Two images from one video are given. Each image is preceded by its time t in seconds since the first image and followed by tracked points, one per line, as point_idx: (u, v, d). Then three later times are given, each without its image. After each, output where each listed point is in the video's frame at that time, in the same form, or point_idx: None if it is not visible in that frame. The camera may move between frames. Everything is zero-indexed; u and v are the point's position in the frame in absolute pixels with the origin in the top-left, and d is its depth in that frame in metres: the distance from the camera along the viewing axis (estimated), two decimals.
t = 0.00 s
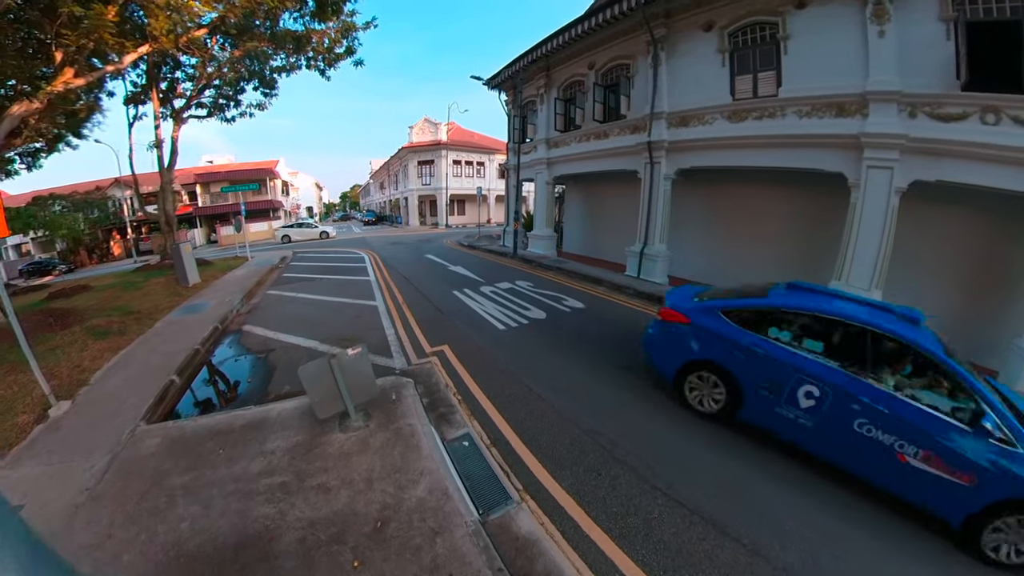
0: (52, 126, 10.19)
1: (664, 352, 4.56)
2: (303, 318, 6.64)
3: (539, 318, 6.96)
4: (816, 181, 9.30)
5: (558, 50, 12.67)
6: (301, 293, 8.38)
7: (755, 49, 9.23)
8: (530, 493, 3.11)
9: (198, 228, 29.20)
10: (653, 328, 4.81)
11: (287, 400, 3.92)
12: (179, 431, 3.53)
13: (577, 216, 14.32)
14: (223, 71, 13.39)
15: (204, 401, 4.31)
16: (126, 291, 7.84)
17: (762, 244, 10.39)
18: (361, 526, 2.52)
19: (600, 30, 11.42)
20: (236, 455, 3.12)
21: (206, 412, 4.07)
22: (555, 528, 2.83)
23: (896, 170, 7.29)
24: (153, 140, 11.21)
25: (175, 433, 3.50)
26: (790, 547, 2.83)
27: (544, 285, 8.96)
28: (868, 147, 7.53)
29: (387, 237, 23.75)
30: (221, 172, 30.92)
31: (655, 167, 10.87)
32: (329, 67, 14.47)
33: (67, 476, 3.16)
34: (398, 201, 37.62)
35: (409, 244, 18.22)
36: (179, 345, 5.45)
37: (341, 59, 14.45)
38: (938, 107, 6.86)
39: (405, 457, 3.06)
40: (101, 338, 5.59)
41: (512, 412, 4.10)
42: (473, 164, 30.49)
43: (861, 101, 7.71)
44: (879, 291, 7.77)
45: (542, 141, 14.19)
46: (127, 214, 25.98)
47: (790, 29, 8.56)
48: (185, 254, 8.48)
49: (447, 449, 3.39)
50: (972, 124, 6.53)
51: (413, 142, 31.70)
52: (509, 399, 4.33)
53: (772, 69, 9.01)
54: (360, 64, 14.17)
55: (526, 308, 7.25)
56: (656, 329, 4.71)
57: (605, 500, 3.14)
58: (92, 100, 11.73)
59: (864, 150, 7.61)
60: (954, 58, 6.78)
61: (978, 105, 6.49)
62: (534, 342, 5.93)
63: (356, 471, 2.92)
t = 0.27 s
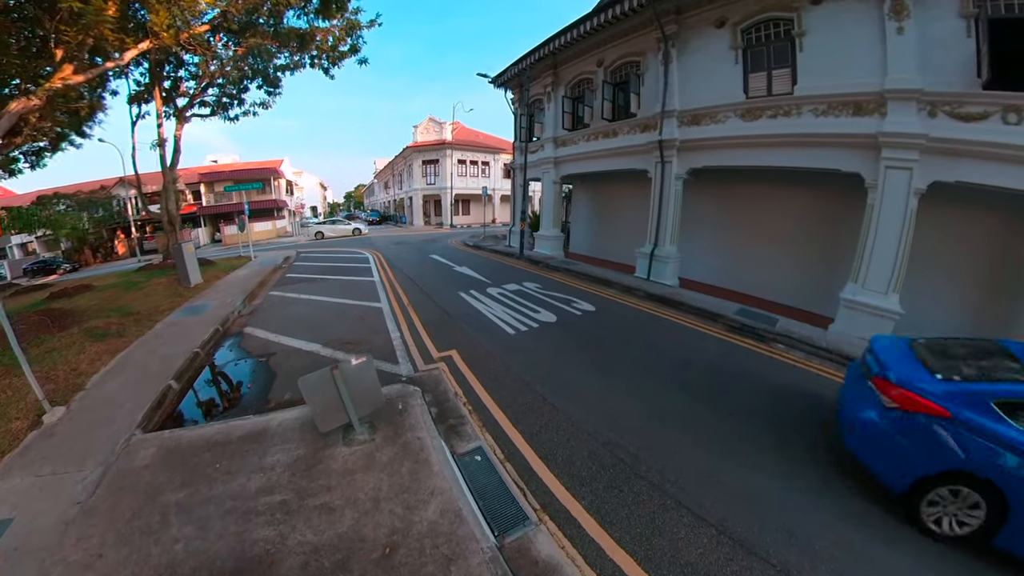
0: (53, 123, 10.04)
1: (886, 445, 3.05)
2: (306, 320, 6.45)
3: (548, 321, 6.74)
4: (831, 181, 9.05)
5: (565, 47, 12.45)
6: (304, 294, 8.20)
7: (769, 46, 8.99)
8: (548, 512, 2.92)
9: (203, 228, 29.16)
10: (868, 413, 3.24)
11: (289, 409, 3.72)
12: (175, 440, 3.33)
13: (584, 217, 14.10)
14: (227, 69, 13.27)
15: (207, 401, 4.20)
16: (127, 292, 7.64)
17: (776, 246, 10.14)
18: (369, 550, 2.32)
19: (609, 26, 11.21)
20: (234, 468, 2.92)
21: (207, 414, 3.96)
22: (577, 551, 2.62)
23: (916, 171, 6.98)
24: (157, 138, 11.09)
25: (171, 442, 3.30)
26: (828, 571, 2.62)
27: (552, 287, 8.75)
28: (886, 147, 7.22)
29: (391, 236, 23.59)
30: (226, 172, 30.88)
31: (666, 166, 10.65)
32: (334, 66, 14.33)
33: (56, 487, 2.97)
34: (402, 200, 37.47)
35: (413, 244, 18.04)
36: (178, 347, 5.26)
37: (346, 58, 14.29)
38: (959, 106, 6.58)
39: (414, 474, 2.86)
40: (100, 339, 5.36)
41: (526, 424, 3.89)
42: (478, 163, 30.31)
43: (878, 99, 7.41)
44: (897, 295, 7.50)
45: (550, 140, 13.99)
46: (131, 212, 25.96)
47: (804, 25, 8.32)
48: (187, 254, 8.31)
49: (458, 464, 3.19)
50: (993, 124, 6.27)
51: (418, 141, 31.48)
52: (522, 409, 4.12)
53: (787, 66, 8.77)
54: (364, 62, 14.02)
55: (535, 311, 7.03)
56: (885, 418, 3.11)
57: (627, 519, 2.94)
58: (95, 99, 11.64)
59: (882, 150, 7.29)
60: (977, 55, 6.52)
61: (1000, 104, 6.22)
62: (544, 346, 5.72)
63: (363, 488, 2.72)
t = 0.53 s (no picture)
0: (54, 122, 9.92)
1: None
2: (309, 322, 6.25)
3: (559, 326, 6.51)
4: (849, 182, 8.80)
5: (573, 45, 12.23)
6: (308, 296, 8.00)
7: (785, 43, 8.74)
8: (571, 536, 2.71)
9: (206, 228, 29.06)
10: None
11: (292, 420, 3.52)
12: (171, 454, 3.13)
13: (592, 217, 13.88)
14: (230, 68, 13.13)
15: (210, 400, 4.14)
16: (127, 293, 7.44)
17: (791, 248, 9.89)
18: None
19: (619, 23, 10.98)
20: (234, 487, 2.72)
21: (210, 414, 3.90)
22: None
23: (937, 172, 6.70)
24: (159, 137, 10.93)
25: (167, 456, 3.10)
26: None
27: (562, 290, 8.53)
28: (905, 147, 6.94)
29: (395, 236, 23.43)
30: (230, 171, 30.78)
31: (678, 166, 10.41)
32: (338, 64, 14.16)
33: (43, 504, 2.76)
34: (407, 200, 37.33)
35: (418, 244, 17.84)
36: (178, 351, 5.07)
37: (350, 56, 14.12)
38: (981, 106, 6.33)
39: (427, 495, 2.66)
40: (97, 342, 5.15)
41: (542, 438, 3.70)
42: (483, 163, 30.11)
43: (898, 99, 7.14)
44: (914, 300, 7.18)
45: (557, 139, 13.76)
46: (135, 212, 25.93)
47: (821, 22, 8.07)
48: (189, 254, 8.14)
49: (473, 483, 2.99)
50: (1019, 124, 5.99)
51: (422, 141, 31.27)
52: (537, 421, 3.92)
53: (803, 64, 8.52)
54: (369, 60, 13.84)
55: (546, 315, 6.81)
56: None
57: (654, 543, 2.74)
58: (98, 97, 11.50)
59: (901, 150, 7.02)
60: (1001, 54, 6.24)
61: None
62: (557, 352, 5.52)
63: (373, 510, 2.53)
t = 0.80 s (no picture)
0: (55, 120, 9.80)
1: None
2: (314, 324, 6.08)
3: (570, 330, 6.31)
4: (866, 182, 8.57)
5: (581, 43, 12.03)
6: (313, 297, 7.84)
7: (801, 41, 8.49)
8: (597, 560, 2.54)
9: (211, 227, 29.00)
10: None
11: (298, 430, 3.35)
12: (168, 466, 2.95)
13: (601, 218, 13.68)
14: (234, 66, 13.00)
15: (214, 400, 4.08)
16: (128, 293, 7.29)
17: (805, 250, 9.66)
18: None
19: (628, 21, 10.78)
20: (235, 505, 2.54)
21: (211, 417, 3.78)
22: None
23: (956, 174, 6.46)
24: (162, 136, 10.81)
25: (164, 469, 2.92)
26: None
27: (571, 292, 8.34)
28: (923, 148, 6.70)
29: (399, 237, 23.29)
30: (234, 171, 30.73)
31: (689, 166, 10.19)
32: (342, 62, 14.02)
33: (34, 518, 2.60)
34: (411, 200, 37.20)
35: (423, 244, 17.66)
36: (178, 354, 4.89)
37: (355, 54, 13.97)
38: (1004, 106, 6.10)
39: (442, 517, 2.48)
40: (97, 345, 4.99)
41: (560, 451, 3.53)
42: (488, 163, 29.92)
43: (916, 98, 6.90)
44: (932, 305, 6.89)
45: (565, 138, 13.55)
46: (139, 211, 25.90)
47: (837, 20, 7.84)
48: (192, 254, 7.99)
49: (491, 501, 2.82)
50: None
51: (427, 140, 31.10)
52: (553, 433, 3.75)
53: (818, 63, 8.27)
54: (373, 59, 13.68)
55: (556, 319, 6.61)
56: None
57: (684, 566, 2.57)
58: (100, 96, 11.38)
59: (919, 151, 6.78)
60: None
61: None
62: (569, 358, 5.35)
63: (385, 533, 2.35)
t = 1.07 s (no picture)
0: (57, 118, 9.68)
1: None
2: (319, 326, 5.91)
3: (582, 335, 6.13)
4: (885, 184, 8.33)
5: (590, 41, 11.82)
6: (317, 298, 7.68)
7: (817, 38, 8.25)
8: None
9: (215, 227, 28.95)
10: None
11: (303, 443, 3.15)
12: (166, 482, 2.76)
13: (609, 219, 13.48)
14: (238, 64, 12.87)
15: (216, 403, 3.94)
16: (129, 294, 7.12)
17: (820, 253, 9.44)
18: None
19: (638, 18, 10.57)
20: (238, 527, 2.36)
21: (212, 424, 3.60)
22: None
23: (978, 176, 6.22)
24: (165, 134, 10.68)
25: (162, 484, 2.74)
26: None
27: (581, 295, 8.14)
28: (943, 149, 6.46)
29: (404, 237, 23.14)
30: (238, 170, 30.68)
31: (702, 166, 9.98)
32: (347, 61, 13.86)
33: (27, 533, 2.46)
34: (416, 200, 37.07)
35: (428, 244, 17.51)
36: (179, 358, 4.72)
37: (360, 52, 13.81)
38: None
39: (460, 542, 2.30)
40: (96, 348, 4.83)
41: (581, 467, 3.38)
42: (493, 163, 29.75)
43: (937, 98, 6.66)
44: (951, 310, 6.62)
45: (573, 137, 13.33)
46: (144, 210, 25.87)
47: (856, 17, 7.59)
48: (195, 254, 7.83)
49: (511, 523, 2.65)
50: None
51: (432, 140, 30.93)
52: (573, 448, 3.59)
53: (835, 61, 8.01)
54: (378, 57, 13.51)
55: (568, 323, 6.42)
56: None
57: None
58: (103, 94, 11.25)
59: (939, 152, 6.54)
60: None
61: None
62: (583, 364, 5.17)
63: (399, 561, 2.17)
